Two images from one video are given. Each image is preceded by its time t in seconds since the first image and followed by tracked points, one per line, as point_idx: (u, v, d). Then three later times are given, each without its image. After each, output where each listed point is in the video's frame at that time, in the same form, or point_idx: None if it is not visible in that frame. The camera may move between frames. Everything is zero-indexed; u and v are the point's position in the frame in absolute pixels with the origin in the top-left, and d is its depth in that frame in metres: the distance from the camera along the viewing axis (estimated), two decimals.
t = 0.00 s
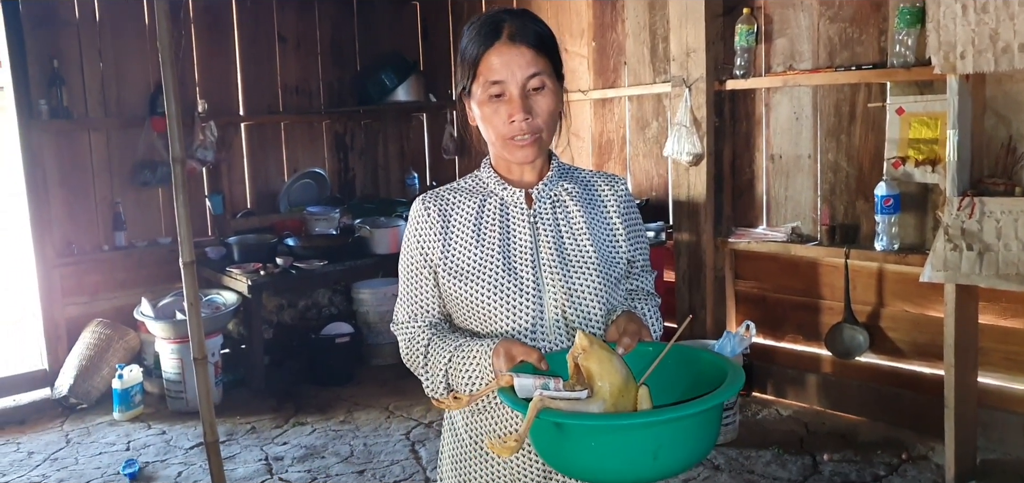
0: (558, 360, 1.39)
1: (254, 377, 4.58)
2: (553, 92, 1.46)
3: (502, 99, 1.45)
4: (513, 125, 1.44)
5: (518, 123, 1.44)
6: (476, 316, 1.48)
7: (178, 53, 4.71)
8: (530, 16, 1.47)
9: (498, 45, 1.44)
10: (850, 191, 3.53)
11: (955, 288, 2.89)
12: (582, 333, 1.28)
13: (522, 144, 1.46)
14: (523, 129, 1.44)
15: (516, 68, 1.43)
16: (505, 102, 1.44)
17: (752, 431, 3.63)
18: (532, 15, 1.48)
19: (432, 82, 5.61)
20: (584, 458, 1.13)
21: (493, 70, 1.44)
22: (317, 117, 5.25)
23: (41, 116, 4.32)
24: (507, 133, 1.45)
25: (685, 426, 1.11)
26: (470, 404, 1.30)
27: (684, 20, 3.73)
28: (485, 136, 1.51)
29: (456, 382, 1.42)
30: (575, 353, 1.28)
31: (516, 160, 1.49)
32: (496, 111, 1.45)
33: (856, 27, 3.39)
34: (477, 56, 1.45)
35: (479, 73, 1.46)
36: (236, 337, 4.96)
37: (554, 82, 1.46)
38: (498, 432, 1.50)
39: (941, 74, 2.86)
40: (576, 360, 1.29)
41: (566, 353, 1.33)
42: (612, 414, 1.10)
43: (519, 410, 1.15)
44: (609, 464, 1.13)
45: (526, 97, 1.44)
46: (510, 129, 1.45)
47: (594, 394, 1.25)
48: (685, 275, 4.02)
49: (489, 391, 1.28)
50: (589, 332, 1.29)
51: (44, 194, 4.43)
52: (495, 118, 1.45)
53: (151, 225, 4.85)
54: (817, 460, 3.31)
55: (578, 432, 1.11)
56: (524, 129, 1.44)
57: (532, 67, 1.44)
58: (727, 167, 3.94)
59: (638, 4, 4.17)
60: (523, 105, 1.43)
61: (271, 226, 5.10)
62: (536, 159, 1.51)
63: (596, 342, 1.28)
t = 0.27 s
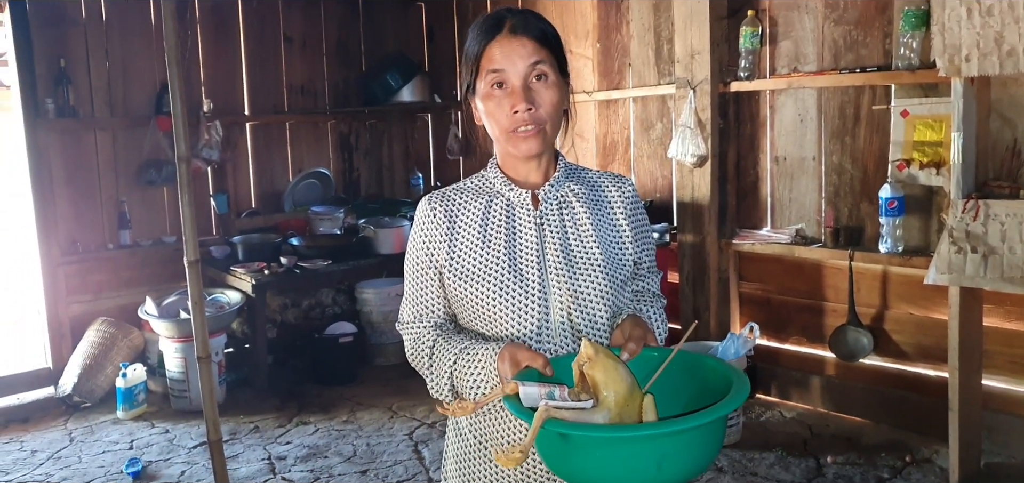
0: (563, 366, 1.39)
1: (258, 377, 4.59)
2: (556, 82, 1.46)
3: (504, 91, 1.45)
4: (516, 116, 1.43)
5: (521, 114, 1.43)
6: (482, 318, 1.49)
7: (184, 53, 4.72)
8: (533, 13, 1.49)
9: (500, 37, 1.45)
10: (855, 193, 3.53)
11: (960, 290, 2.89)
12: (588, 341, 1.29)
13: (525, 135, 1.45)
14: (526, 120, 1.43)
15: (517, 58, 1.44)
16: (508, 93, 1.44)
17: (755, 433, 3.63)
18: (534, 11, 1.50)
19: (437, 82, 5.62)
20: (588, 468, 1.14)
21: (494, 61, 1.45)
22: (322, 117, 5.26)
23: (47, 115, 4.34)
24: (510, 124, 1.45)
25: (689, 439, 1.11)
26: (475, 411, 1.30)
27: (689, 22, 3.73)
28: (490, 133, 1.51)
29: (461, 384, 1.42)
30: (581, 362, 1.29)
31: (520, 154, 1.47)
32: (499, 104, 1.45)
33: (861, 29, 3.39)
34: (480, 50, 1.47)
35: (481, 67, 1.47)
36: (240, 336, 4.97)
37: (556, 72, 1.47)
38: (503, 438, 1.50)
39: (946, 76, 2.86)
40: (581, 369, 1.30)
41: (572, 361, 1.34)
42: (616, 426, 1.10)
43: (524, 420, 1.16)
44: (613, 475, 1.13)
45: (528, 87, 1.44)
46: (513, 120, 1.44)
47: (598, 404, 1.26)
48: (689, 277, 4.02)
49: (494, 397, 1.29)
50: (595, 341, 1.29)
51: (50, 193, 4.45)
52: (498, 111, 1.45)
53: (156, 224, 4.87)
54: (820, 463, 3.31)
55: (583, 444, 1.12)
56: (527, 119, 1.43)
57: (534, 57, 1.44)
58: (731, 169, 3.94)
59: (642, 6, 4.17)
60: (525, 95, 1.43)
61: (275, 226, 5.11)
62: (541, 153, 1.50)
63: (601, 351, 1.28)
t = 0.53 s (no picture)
0: (565, 369, 1.39)
1: (260, 379, 4.60)
2: (560, 84, 1.47)
3: (509, 91, 1.46)
4: (520, 116, 1.44)
5: (526, 113, 1.43)
6: (485, 320, 1.49)
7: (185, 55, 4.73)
8: (539, 16, 1.50)
9: (505, 38, 1.46)
10: (856, 195, 3.53)
11: (961, 292, 2.89)
12: (590, 344, 1.29)
13: (530, 135, 1.45)
14: (530, 119, 1.44)
15: (523, 59, 1.45)
16: (512, 93, 1.45)
17: (757, 435, 3.63)
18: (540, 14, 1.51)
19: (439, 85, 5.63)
20: (590, 471, 1.14)
21: (499, 62, 1.46)
22: (324, 119, 5.27)
23: (49, 117, 4.35)
24: (514, 124, 1.45)
25: (689, 443, 1.12)
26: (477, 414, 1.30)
27: (690, 24, 3.74)
28: (495, 135, 1.51)
29: (464, 387, 1.43)
30: (583, 365, 1.29)
31: (525, 154, 1.48)
32: (504, 104, 1.45)
33: (862, 31, 3.39)
34: (486, 51, 1.48)
35: (487, 68, 1.48)
36: (241, 338, 4.97)
37: (561, 74, 1.47)
38: (505, 441, 1.50)
39: (947, 78, 2.86)
40: (583, 371, 1.30)
41: (574, 363, 1.34)
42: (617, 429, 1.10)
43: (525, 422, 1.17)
44: (614, 478, 1.13)
45: (532, 88, 1.45)
46: (517, 120, 1.44)
47: (600, 407, 1.26)
48: (690, 279, 4.02)
49: (496, 399, 1.29)
50: (597, 344, 1.30)
51: (52, 195, 4.46)
52: (503, 112, 1.45)
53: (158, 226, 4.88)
54: (822, 465, 3.31)
55: (583, 446, 1.12)
56: (532, 120, 1.44)
57: (539, 58, 1.45)
58: (733, 170, 3.94)
59: (644, 7, 4.18)
60: (529, 95, 1.44)
61: (277, 228, 5.11)
62: (545, 155, 1.50)
63: (603, 354, 1.28)
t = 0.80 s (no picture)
0: (567, 367, 1.40)
1: (259, 380, 4.60)
2: (562, 85, 1.48)
3: (511, 92, 1.46)
4: (522, 116, 1.44)
5: (528, 114, 1.44)
6: (486, 320, 1.50)
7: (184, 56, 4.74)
8: (541, 17, 1.51)
9: (508, 39, 1.47)
10: (855, 195, 3.54)
11: (960, 291, 2.89)
12: (591, 341, 1.30)
13: (532, 135, 1.46)
14: (532, 120, 1.45)
15: (525, 60, 1.46)
16: (515, 93, 1.46)
17: (756, 435, 3.63)
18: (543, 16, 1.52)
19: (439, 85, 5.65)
20: (590, 467, 1.15)
21: (502, 63, 1.47)
22: (323, 120, 5.28)
23: (48, 117, 4.36)
24: (517, 125, 1.45)
25: (690, 439, 1.12)
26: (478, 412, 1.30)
27: (690, 24, 3.75)
28: (497, 136, 1.51)
29: (465, 386, 1.43)
30: (584, 362, 1.30)
31: (527, 155, 1.48)
32: (506, 105, 1.46)
33: (861, 32, 3.40)
34: (488, 52, 1.48)
35: (489, 69, 1.49)
36: (241, 339, 4.98)
37: (563, 75, 1.48)
38: (506, 440, 1.51)
39: (946, 79, 2.87)
40: (584, 369, 1.31)
41: (575, 361, 1.35)
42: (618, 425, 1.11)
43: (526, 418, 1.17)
44: (615, 474, 1.14)
45: (534, 88, 1.46)
46: (519, 121, 1.45)
47: (601, 404, 1.27)
48: (690, 279, 4.03)
49: (497, 397, 1.30)
50: (598, 341, 1.30)
51: (51, 196, 4.47)
52: (505, 112, 1.46)
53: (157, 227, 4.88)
54: (821, 464, 3.31)
55: (584, 442, 1.13)
56: (534, 120, 1.44)
57: (541, 59, 1.46)
58: (732, 171, 3.95)
59: (644, 8, 4.19)
60: (532, 96, 1.44)
61: (276, 228, 5.12)
62: (546, 155, 1.51)
63: (604, 351, 1.29)
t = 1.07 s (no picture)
0: (569, 368, 1.40)
1: (258, 380, 4.61)
2: (562, 81, 1.49)
3: (511, 88, 1.47)
4: (522, 112, 1.45)
5: (528, 109, 1.44)
6: (488, 320, 1.51)
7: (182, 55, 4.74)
8: (540, 14, 1.52)
9: (507, 35, 1.48)
10: (853, 195, 3.55)
11: (957, 291, 2.90)
12: (593, 342, 1.30)
13: (532, 131, 1.46)
14: (532, 116, 1.45)
15: (525, 56, 1.47)
16: (515, 90, 1.46)
17: (755, 434, 3.64)
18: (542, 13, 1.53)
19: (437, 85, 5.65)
20: (594, 469, 1.15)
21: (502, 59, 1.48)
22: (322, 120, 5.28)
23: (45, 118, 4.36)
24: (517, 121, 1.46)
25: (693, 439, 1.13)
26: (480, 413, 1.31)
27: (688, 24, 3.76)
28: (497, 133, 1.52)
29: (467, 387, 1.44)
30: (586, 363, 1.30)
31: (528, 152, 1.49)
32: (506, 100, 1.46)
33: (859, 31, 3.41)
34: (488, 49, 1.49)
35: (489, 65, 1.50)
36: (240, 339, 4.98)
37: (562, 71, 1.49)
38: (508, 441, 1.52)
39: (943, 78, 2.88)
40: (587, 370, 1.31)
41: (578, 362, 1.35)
42: (621, 427, 1.12)
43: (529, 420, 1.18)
44: (619, 476, 1.15)
45: (534, 84, 1.47)
46: (520, 116, 1.46)
47: (604, 405, 1.27)
48: (688, 279, 4.04)
49: (500, 398, 1.30)
50: (600, 342, 1.31)
51: (48, 196, 4.47)
52: (505, 108, 1.47)
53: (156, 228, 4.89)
54: (819, 463, 3.32)
55: (588, 443, 1.13)
56: (534, 116, 1.45)
57: (540, 55, 1.47)
58: (730, 171, 3.96)
59: (642, 8, 4.20)
60: (532, 90, 1.45)
61: (275, 228, 5.12)
62: (546, 152, 1.51)
63: (607, 352, 1.30)
